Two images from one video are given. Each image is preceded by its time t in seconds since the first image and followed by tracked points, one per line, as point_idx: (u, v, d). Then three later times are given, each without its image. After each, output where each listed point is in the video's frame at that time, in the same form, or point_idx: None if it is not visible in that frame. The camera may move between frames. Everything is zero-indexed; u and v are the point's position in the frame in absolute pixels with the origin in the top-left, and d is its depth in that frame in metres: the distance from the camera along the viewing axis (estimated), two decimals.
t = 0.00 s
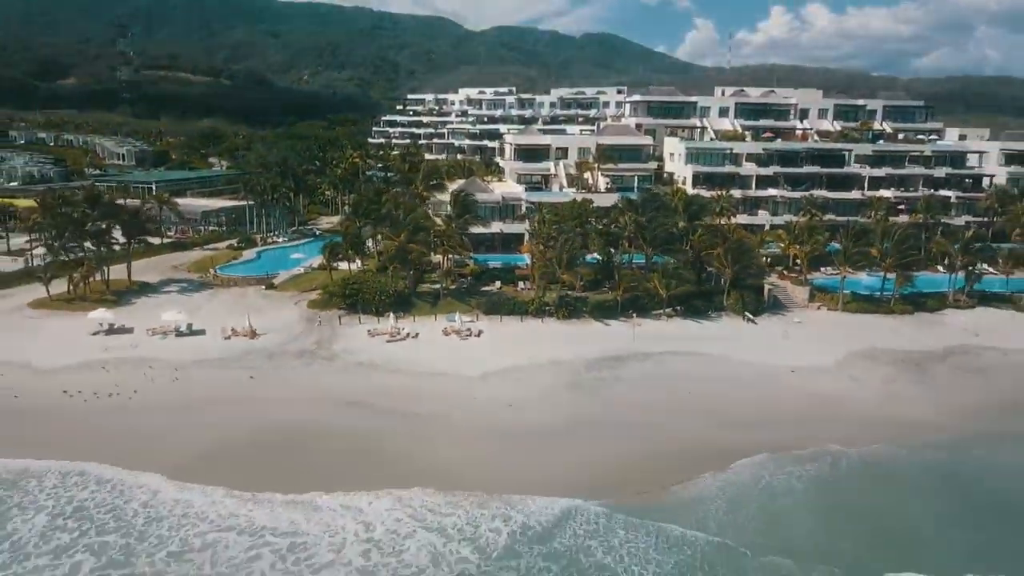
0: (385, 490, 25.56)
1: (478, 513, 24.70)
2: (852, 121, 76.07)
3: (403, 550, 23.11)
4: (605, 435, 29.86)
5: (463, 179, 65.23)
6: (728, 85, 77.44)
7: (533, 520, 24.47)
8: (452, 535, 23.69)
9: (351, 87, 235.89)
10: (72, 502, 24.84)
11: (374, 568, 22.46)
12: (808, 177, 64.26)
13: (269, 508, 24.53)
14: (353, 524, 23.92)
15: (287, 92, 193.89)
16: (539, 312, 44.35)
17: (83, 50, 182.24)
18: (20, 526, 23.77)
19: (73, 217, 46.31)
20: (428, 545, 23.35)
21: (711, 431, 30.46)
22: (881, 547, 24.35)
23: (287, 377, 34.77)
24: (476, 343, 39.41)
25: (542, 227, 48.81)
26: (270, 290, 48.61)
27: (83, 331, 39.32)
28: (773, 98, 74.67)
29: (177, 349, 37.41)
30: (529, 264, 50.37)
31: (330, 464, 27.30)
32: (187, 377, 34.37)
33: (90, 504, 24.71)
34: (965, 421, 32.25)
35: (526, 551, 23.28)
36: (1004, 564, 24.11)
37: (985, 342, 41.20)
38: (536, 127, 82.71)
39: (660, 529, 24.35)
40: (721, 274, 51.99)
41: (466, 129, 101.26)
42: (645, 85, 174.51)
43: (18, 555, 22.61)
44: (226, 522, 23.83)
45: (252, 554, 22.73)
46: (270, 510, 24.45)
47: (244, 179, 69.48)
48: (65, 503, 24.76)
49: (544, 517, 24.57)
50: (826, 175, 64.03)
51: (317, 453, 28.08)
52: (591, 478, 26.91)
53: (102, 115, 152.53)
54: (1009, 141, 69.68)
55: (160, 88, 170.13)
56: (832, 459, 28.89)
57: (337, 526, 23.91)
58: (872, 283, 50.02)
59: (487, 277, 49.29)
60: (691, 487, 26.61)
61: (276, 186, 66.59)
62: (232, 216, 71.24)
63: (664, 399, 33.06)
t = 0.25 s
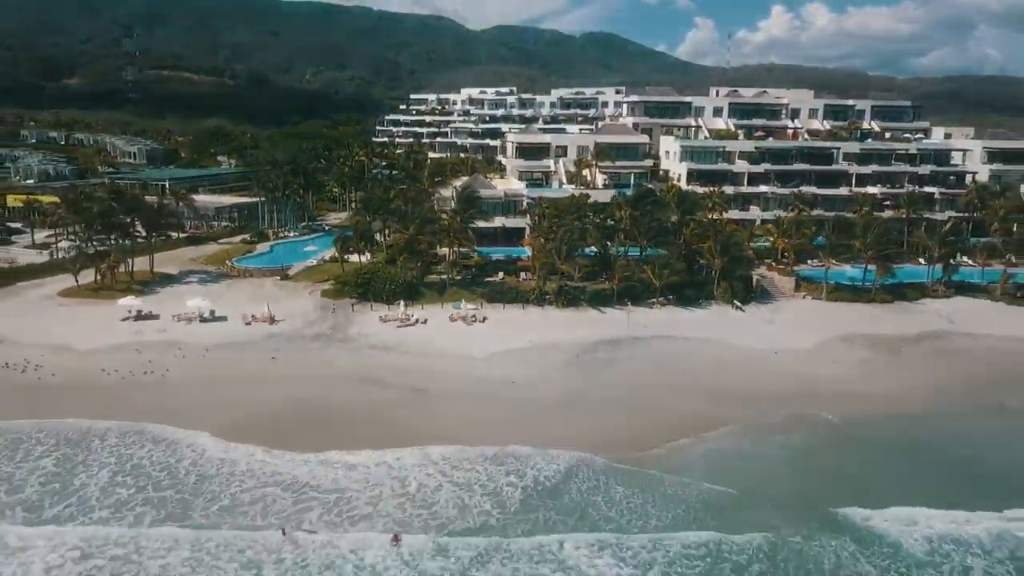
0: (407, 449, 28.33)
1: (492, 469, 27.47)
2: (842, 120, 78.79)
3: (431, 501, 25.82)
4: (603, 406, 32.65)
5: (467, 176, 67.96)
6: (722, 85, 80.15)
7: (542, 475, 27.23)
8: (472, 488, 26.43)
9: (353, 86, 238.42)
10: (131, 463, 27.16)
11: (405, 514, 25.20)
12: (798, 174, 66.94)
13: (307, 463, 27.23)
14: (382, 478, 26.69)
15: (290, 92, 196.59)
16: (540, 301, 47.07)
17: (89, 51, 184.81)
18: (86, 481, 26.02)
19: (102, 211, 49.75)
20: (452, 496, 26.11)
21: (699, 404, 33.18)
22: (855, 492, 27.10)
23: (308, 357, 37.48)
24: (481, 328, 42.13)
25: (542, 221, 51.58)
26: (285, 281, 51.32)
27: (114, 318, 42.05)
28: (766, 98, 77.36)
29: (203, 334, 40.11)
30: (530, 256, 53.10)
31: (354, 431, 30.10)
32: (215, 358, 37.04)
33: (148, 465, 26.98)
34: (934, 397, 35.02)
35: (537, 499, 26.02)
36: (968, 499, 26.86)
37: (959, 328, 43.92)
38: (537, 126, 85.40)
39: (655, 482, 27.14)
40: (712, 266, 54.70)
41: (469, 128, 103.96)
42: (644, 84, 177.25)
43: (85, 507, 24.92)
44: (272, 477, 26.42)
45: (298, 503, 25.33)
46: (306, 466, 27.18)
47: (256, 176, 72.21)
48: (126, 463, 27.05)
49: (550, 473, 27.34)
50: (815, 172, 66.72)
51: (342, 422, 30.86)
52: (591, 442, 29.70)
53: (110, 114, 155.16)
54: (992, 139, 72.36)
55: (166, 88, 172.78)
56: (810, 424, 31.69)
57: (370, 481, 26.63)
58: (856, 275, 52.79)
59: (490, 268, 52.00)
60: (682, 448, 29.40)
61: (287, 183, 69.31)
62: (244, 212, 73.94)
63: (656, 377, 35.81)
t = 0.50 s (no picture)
0: (421, 416, 31.08)
1: (504, 434, 30.08)
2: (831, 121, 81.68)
3: (455, 463, 27.93)
4: (598, 384, 35.50)
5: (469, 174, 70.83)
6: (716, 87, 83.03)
7: (549, 438, 29.91)
8: (490, 451, 28.73)
9: (355, 86, 241.15)
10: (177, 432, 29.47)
11: (433, 470, 27.38)
12: (787, 172, 69.72)
13: (331, 427, 30.02)
14: (402, 437, 29.42)
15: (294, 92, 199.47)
16: (540, 290, 49.90)
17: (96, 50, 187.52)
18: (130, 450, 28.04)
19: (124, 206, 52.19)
20: (474, 458, 28.32)
21: (688, 382, 35.93)
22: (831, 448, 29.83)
23: (325, 341, 40.28)
24: (485, 315, 44.90)
25: (542, 215, 54.41)
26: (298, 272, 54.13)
27: (140, 306, 44.79)
28: (758, 99, 80.20)
29: (225, 320, 42.90)
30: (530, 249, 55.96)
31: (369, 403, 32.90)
32: (239, 342, 39.85)
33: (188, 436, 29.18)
34: (902, 376, 37.94)
35: (546, 457, 28.62)
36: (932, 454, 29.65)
37: (934, 316, 46.81)
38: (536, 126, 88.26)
39: (649, 441, 29.85)
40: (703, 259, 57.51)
41: (470, 128, 106.86)
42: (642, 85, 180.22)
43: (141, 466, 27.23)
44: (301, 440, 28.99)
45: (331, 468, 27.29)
46: (329, 429, 29.93)
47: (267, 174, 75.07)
48: (169, 433, 29.37)
49: (554, 436, 30.07)
50: (804, 170, 69.55)
51: (360, 396, 33.71)
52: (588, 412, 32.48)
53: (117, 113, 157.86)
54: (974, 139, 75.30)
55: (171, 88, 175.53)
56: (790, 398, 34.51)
57: (398, 445, 28.99)
58: (839, 267, 55.66)
59: (493, 261, 54.83)
60: (672, 416, 32.17)
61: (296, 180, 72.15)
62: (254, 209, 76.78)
63: (648, 358, 38.59)
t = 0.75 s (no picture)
0: (432, 392, 33.85)
1: (515, 406, 32.92)
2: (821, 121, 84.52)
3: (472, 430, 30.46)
4: (594, 366, 38.41)
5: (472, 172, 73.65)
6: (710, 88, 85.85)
7: (556, 409, 32.75)
8: (504, 422, 31.47)
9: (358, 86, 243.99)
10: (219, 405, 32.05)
11: (456, 435, 29.64)
12: (777, 170, 72.54)
13: (350, 398, 32.97)
14: (417, 407, 32.29)
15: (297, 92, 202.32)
16: (540, 282, 52.72)
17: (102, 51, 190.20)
18: (172, 415, 31.05)
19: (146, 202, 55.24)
20: (489, 427, 30.96)
21: (679, 365, 38.71)
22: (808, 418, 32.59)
23: (340, 327, 43.19)
24: (489, 304, 47.76)
25: (542, 211, 57.21)
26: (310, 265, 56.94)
27: (164, 295, 47.69)
28: (750, 100, 83.04)
29: (245, 309, 45.67)
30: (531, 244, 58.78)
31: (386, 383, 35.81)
32: (259, 328, 42.78)
33: (223, 404, 32.20)
34: (877, 360, 40.82)
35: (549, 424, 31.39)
36: (899, 422, 32.40)
37: (911, 306, 49.65)
38: (536, 126, 91.07)
39: (642, 412, 32.64)
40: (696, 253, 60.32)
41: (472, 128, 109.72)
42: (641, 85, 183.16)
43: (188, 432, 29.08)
44: (324, 409, 31.91)
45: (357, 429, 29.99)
46: (348, 399, 32.88)
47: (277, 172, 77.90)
48: (209, 403, 32.28)
49: (556, 408, 32.86)
50: (793, 169, 72.38)
51: (374, 376, 36.59)
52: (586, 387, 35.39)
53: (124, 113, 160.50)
54: (958, 138, 78.19)
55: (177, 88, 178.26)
56: (773, 379, 37.36)
57: (422, 415, 31.78)
58: (825, 261, 58.51)
59: (496, 255, 57.71)
60: (664, 394, 35.03)
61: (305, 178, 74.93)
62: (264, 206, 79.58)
63: (642, 344, 41.39)
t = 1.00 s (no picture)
0: (446, 369, 36.71)
1: (522, 382, 35.71)
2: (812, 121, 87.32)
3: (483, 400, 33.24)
4: (591, 350, 41.23)
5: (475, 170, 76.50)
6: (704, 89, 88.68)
7: (559, 385, 35.58)
8: (511, 395, 34.28)
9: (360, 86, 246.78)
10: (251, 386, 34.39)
11: (471, 407, 32.31)
12: (769, 168, 75.34)
13: (366, 374, 35.78)
14: (428, 383, 35.10)
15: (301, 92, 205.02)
16: (541, 274, 55.52)
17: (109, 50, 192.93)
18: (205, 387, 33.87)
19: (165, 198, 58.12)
20: (499, 398, 33.72)
21: (670, 350, 41.51)
22: (786, 393, 35.48)
23: (353, 316, 45.97)
24: (493, 294, 50.52)
25: (544, 206, 59.93)
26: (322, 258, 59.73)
27: (185, 286, 50.44)
28: (743, 101, 85.88)
29: (264, 298, 48.51)
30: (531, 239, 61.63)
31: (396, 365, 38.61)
32: (277, 316, 45.53)
33: (252, 381, 34.89)
34: (856, 345, 43.64)
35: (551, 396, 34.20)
36: (868, 396, 35.40)
37: (892, 296, 52.48)
38: (537, 126, 93.90)
39: (635, 387, 35.56)
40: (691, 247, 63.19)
41: (474, 128, 112.62)
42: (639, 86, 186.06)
43: (228, 405, 31.01)
44: (344, 383, 34.69)
45: (377, 400, 32.63)
46: (364, 376, 35.66)
47: (287, 170, 80.72)
48: (239, 380, 34.93)
49: (557, 384, 35.72)
50: (784, 167, 75.22)
51: (386, 360, 39.39)
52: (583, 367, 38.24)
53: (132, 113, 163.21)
54: (943, 138, 81.10)
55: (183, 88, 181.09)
56: (757, 362, 40.24)
57: (437, 388, 34.64)
58: (812, 255, 61.34)
59: (498, 249, 60.49)
60: (655, 374, 37.93)
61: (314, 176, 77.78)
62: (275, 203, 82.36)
63: (637, 331, 44.23)
